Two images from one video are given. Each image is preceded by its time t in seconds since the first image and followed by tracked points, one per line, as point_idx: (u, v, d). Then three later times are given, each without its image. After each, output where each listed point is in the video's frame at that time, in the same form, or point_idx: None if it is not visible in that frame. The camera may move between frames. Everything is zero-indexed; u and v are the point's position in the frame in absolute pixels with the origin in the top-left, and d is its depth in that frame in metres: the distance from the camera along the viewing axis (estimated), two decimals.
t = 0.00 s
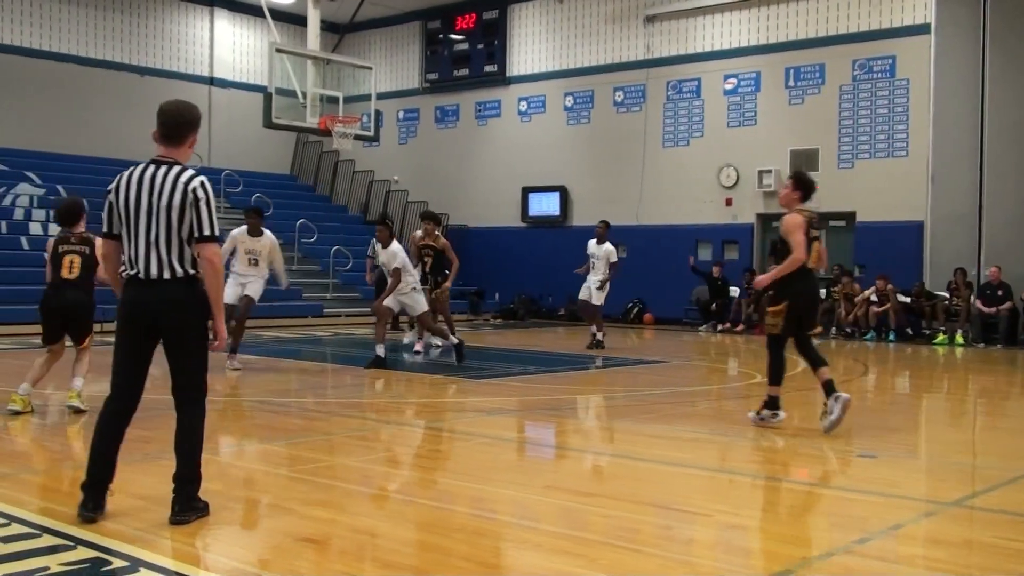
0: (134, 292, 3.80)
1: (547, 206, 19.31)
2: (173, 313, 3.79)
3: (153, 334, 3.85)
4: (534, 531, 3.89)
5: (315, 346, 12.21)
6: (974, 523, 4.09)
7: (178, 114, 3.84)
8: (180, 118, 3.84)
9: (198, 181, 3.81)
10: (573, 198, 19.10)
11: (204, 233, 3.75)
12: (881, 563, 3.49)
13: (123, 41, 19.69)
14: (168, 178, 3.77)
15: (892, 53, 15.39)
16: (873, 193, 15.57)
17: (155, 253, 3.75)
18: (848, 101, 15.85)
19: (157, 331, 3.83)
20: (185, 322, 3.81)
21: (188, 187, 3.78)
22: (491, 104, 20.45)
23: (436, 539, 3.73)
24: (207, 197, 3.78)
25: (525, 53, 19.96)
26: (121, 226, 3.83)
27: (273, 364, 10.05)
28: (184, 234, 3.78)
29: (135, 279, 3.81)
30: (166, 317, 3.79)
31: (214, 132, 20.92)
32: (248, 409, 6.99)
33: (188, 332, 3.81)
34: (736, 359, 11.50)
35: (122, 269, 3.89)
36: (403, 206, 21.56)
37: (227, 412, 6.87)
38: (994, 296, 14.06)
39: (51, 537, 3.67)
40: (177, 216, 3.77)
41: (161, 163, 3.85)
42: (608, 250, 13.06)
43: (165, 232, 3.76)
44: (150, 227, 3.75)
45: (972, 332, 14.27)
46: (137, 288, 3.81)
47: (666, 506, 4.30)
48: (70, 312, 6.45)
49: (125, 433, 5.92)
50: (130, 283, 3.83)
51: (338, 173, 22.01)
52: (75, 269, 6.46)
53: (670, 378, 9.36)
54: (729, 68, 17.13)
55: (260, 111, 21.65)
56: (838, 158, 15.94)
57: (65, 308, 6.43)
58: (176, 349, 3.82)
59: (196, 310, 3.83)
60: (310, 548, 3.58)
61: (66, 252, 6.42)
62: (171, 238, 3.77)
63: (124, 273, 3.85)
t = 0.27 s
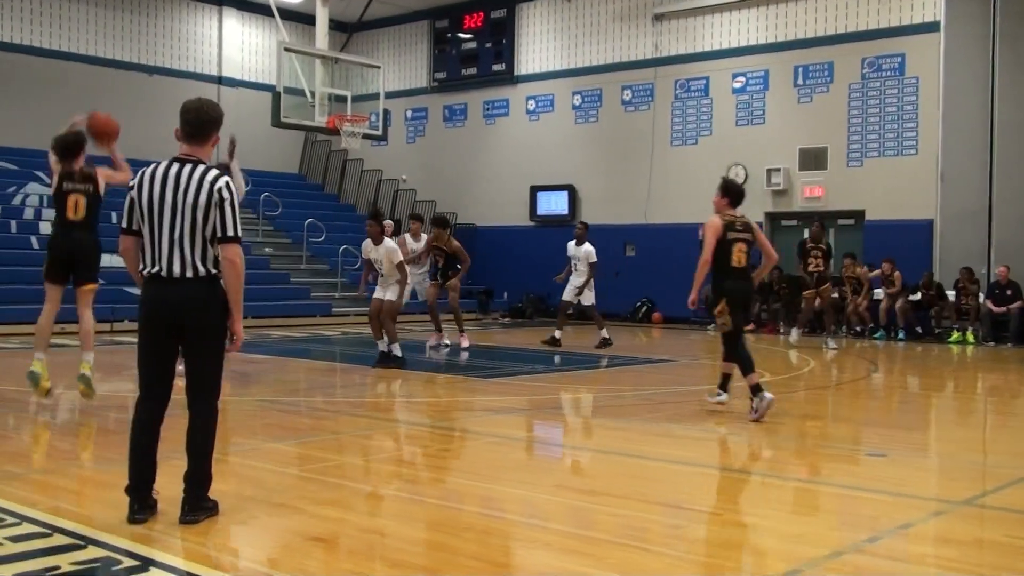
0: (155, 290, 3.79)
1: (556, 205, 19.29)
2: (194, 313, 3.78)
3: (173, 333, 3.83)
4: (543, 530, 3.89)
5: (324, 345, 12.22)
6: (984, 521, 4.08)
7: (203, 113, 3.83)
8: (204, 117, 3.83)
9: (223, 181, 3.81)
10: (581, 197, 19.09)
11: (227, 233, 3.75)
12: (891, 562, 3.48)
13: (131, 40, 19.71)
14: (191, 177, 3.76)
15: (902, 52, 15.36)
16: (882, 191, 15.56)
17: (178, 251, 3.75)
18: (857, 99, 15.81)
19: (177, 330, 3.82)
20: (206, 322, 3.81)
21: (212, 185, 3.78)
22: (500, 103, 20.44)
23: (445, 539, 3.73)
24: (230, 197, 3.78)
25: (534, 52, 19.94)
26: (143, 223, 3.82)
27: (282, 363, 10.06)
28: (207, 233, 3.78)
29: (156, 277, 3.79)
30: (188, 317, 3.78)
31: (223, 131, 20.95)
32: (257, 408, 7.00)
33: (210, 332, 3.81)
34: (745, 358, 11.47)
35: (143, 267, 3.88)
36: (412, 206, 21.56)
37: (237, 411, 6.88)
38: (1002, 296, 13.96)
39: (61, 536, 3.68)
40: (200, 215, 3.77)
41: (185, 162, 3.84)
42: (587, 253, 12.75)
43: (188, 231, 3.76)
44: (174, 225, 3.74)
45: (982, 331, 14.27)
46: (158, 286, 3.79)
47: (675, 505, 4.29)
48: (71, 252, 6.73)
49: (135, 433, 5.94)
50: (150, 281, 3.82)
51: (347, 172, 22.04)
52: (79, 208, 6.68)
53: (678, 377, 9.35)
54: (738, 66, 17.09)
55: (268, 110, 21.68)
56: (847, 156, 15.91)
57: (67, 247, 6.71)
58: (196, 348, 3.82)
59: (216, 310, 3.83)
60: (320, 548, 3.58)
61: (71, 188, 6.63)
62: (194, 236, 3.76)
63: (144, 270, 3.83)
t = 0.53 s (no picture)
0: (166, 290, 3.78)
1: (562, 204, 19.28)
2: (205, 313, 3.78)
3: (182, 333, 3.83)
4: (549, 529, 3.88)
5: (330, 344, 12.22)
6: (992, 521, 4.07)
7: (214, 114, 3.82)
8: (212, 117, 3.83)
9: (234, 181, 3.81)
10: (588, 196, 19.08)
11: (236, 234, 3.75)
12: (899, 562, 3.47)
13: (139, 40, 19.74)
14: (201, 176, 3.76)
15: (910, 51, 15.29)
16: (890, 191, 15.51)
17: (190, 250, 3.74)
18: (865, 98, 15.76)
19: (187, 330, 3.82)
20: (217, 322, 3.81)
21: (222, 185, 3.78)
22: (507, 103, 20.44)
23: (452, 538, 3.73)
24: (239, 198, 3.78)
25: (541, 51, 19.93)
26: (152, 224, 3.81)
27: (289, 363, 10.06)
28: (217, 233, 3.79)
29: (167, 277, 3.79)
30: (200, 316, 3.78)
31: (230, 131, 20.96)
32: (263, 408, 7.00)
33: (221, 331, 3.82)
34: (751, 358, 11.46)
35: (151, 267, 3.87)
36: (418, 205, 21.57)
37: (243, 411, 6.88)
38: (1010, 295, 13.90)
39: (68, 536, 3.68)
40: (213, 213, 3.77)
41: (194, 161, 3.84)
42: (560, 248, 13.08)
43: (199, 230, 3.76)
44: (184, 226, 3.74)
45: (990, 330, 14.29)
46: (169, 287, 3.79)
47: (682, 505, 4.28)
48: (77, 230, 6.82)
49: (142, 433, 5.93)
50: (159, 281, 3.81)
51: (354, 172, 22.05)
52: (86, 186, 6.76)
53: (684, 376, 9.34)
54: (745, 65, 17.06)
55: (275, 109, 21.69)
56: (854, 156, 15.86)
57: (74, 225, 6.80)
58: (206, 348, 3.82)
59: (226, 310, 3.83)
60: (327, 547, 3.58)
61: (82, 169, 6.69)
62: (204, 235, 3.77)
63: (153, 270, 3.82)
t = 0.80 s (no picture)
0: (167, 290, 3.79)
1: (565, 204, 19.29)
2: (207, 313, 3.78)
3: (184, 333, 3.84)
4: (552, 529, 3.88)
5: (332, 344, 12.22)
6: (995, 521, 4.06)
7: (214, 114, 3.82)
8: (212, 116, 3.82)
9: (234, 181, 3.82)
10: (591, 196, 19.08)
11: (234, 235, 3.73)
12: (901, 562, 3.46)
13: (142, 40, 19.75)
14: (203, 176, 3.76)
15: (913, 51, 15.27)
16: (893, 191, 15.48)
17: (192, 250, 3.75)
18: (868, 98, 15.73)
19: (190, 331, 3.83)
20: (218, 322, 3.81)
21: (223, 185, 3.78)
22: (510, 103, 20.44)
23: (455, 538, 3.72)
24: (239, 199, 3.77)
25: (544, 51, 19.93)
26: (153, 223, 3.81)
27: (291, 363, 10.06)
28: (218, 233, 3.79)
29: (168, 277, 3.79)
30: (202, 316, 3.79)
31: (233, 131, 20.97)
32: (266, 408, 7.00)
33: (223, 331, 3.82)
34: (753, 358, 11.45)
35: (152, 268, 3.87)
36: (421, 206, 21.57)
37: (246, 411, 6.88)
38: (1014, 291, 13.96)
39: (71, 536, 3.68)
40: (214, 213, 3.77)
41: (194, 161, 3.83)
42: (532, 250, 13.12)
43: (201, 230, 3.76)
44: (186, 225, 3.74)
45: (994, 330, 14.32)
46: (170, 287, 3.79)
47: (686, 505, 4.28)
48: (78, 292, 6.56)
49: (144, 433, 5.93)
50: (161, 282, 3.81)
51: (356, 172, 22.07)
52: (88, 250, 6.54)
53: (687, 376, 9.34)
54: (748, 65, 17.05)
55: (278, 109, 21.71)
56: (857, 156, 15.84)
57: (75, 288, 6.54)
58: (209, 347, 3.83)
59: (228, 310, 3.83)
60: (329, 547, 3.58)
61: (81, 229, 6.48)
62: (206, 234, 3.77)
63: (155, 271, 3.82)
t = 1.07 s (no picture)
0: (163, 290, 3.79)
1: (565, 203, 19.28)
2: (204, 312, 3.79)
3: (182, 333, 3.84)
4: (553, 528, 3.88)
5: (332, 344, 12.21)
6: (996, 519, 4.06)
7: (205, 112, 3.82)
8: (203, 115, 3.82)
9: (228, 178, 3.82)
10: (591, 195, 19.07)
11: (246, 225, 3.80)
12: (902, 560, 3.46)
13: (141, 40, 19.75)
14: (196, 175, 3.76)
15: (912, 50, 15.26)
16: (893, 190, 15.47)
17: (188, 250, 3.75)
18: (868, 97, 15.73)
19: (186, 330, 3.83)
20: (215, 321, 3.81)
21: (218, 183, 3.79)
22: (509, 102, 20.44)
23: (456, 538, 3.72)
24: (239, 194, 3.80)
25: (543, 50, 19.92)
26: (149, 224, 3.82)
27: (291, 362, 10.05)
28: (214, 231, 3.80)
29: (164, 277, 3.79)
30: (200, 316, 3.79)
31: (233, 131, 20.96)
32: (266, 408, 6.99)
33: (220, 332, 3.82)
34: (752, 356, 11.46)
35: (148, 267, 3.88)
36: (421, 205, 21.56)
37: (246, 410, 6.87)
38: (1016, 288, 13.96)
39: (71, 535, 3.68)
40: (209, 211, 3.78)
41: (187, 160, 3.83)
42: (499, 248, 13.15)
43: (196, 229, 3.77)
44: (181, 225, 3.74)
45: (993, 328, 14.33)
46: (166, 287, 3.79)
47: (686, 504, 4.28)
48: (71, 285, 6.52)
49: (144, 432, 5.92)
50: (157, 281, 3.81)
51: (356, 171, 22.06)
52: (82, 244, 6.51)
53: (687, 375, 9.33)
54: (747, 64, 17.05)
55: (278, 108, 21.70)
56: (857, 154, 15.83)
57: (70, 280, 6.51)
58: (206, 345, 3.83)
59: (224, 308, 3.83)
60: (330, 547, 3.57)
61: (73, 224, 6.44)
62: (201, 233, 3.77)
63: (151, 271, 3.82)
